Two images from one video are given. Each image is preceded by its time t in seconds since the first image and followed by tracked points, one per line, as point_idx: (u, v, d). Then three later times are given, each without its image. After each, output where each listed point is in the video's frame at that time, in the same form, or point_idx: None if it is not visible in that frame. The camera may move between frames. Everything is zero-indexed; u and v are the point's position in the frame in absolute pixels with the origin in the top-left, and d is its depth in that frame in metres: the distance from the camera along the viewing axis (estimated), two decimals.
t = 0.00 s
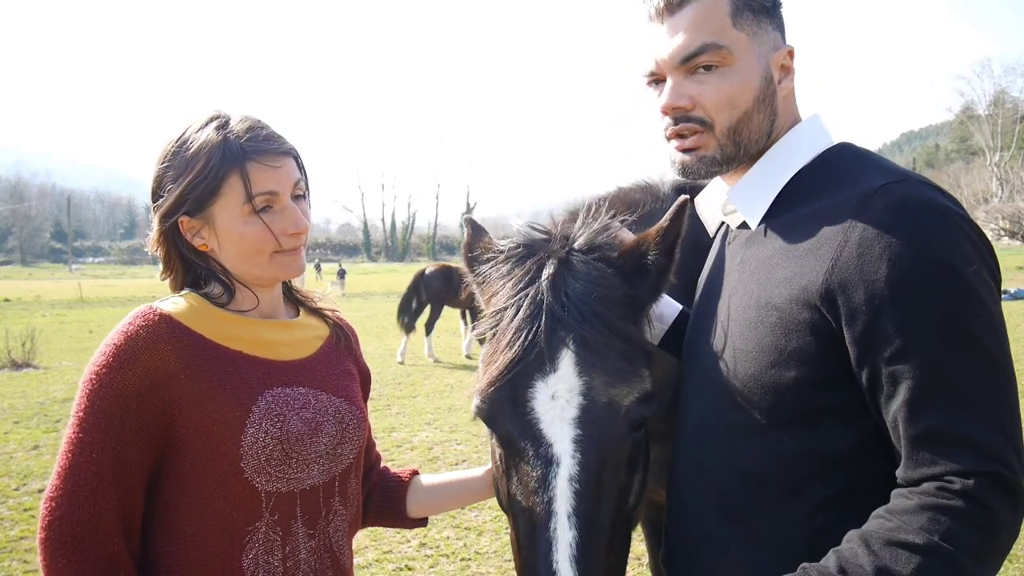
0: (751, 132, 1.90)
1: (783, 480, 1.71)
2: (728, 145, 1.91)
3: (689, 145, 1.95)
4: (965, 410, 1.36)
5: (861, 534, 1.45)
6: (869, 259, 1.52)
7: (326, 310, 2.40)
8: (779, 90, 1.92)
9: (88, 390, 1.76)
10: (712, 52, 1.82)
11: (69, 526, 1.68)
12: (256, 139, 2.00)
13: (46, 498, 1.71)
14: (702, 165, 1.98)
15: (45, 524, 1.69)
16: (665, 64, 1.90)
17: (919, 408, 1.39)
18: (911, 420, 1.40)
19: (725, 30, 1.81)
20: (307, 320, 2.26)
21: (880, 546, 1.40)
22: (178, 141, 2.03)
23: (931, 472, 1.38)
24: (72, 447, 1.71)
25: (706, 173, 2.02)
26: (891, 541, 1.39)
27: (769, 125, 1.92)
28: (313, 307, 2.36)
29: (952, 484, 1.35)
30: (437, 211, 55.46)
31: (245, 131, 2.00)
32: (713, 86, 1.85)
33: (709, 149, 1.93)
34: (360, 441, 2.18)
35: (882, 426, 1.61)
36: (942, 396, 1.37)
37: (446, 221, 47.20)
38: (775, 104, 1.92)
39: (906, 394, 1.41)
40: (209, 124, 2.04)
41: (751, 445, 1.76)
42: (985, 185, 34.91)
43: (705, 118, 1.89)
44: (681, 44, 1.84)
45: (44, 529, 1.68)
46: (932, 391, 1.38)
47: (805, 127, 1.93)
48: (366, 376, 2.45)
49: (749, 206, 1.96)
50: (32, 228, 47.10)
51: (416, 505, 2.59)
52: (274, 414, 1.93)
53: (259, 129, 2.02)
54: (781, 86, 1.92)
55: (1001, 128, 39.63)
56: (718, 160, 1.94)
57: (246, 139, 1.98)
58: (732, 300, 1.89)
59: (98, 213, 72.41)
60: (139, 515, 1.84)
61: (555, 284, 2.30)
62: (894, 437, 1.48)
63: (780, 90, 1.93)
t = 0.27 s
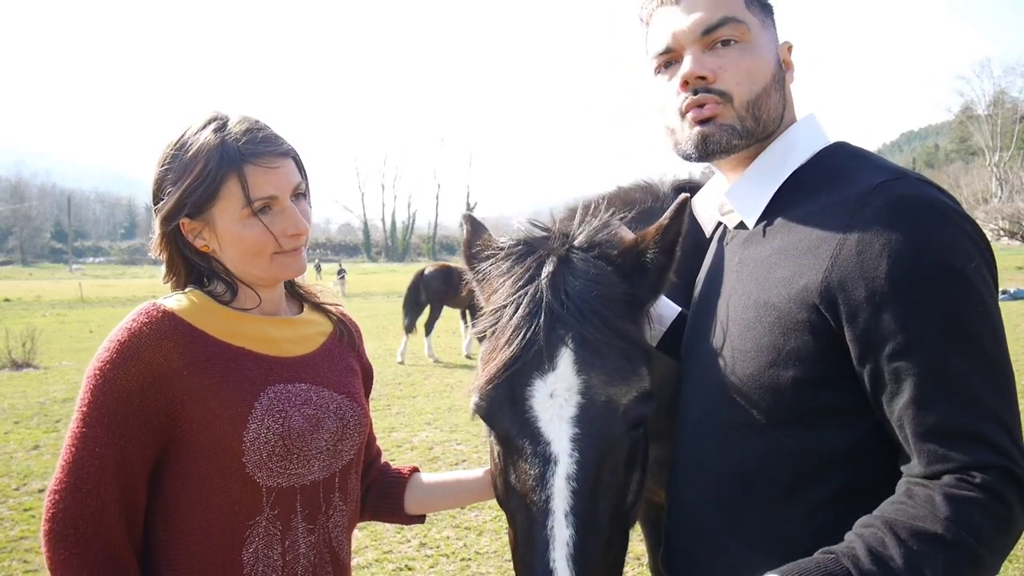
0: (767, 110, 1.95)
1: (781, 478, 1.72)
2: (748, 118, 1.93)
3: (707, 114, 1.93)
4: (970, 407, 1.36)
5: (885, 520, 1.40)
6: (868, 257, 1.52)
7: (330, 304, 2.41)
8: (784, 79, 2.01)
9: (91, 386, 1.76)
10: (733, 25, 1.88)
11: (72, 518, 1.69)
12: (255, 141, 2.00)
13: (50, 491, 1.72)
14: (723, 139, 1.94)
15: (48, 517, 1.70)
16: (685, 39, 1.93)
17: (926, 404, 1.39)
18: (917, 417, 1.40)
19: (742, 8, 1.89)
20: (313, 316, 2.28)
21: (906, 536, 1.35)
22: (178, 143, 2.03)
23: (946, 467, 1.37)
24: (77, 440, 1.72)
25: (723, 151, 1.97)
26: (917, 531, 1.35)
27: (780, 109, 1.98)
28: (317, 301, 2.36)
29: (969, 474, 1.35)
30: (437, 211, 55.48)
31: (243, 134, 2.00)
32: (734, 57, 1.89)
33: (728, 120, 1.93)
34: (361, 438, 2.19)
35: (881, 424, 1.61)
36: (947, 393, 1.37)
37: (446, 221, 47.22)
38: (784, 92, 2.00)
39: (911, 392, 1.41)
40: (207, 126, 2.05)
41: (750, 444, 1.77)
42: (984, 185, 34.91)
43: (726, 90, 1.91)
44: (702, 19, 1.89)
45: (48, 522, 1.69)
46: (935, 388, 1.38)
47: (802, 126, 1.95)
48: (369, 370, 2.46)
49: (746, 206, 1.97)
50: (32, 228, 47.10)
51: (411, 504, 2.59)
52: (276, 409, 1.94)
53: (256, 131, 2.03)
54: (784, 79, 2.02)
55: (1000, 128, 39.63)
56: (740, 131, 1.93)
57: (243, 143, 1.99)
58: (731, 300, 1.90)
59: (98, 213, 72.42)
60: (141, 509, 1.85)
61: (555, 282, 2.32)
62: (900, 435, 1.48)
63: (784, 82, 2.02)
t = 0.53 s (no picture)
0: (768, 109, 1.95)
1: (779, 476, 1.72)
2: (751, 116, 1.93)
3: (709, 112, 1.93)
4: (972, 408, 1.36)
5: (891, 524, 1.39)
6: (870, 257, 1.52)
7: (329, 304, 2.41)
8: (785, 78, 2.02)
9: (89, 386, 1.77)
10: (735, 23, 1.88)
11: (70, 516, 1.70)
12: (253, 142, 2.00)
13: (49, 489, 1.73)
14: (726, 137, 1.94)
15: (48, 514, 1.71)
16: (686, 36, 1.93)
17: (929, 405, 1.39)
18: (919, 418, 1.40)
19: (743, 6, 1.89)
20: (311, 315, 2.28)
21: (912, 539, 1.35)
22: (177, 142, 2.04)
23: (949, 469, 1.36)
24: (76, 439, 1.73)
25: (727, 150, 1.97)
26: (923, 534, 1.34)
27: (781, 108, 1.99)
28: (315, 300, 2.37)
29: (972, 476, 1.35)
30: (437, 211, 55.48)
31: (242, 134, 2.00)
32: (736, 54, 1.89)
33: (730, 117, 1.93)
34: (359, 436, 2.19)
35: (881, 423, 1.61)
36: (951, 393, 1.37)
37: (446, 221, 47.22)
38: (784, 90, 2.01)
39: (914, 393, 1.41)
40: (207, 125, 2.05)
41: (748, 442, 1.78)
42: (984, 185, 34.90)
43: (728, 88, 1.90)
44: (704, 15, 1.90)
45: (47, 519, 1.70)
46: (937, 389, 1.38)
47: (798, 127, 1.96)
48: (370, 370, 2.46)
49: (742, 206, 1.97)
50: (32, 228, 47.11)
51: (410, 504, 2.59)
52: (274, 409, 1.94)
53: (255, 132, 2.03)
54: (784, 78, 2.02)
55: (1000, 128, 39.64)
56: (742, 129, 1.93)
57: (241, 143, 1.99)
58: (730, 300, 1.90)
59: (98, 213, 72.43)
60: (140, 508, 1.85)
61: (550, 280, 2.32)
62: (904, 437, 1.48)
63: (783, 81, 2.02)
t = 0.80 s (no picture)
0: (767, 105, 1.95)
1: (776, 477, 1.72)
2: (751, 112, 1.92)
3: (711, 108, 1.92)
4: (968, 407, 1.36)
5: (885, 529, 1.40)
6: (866, 258, 1.52)
7: (328, 304, 2.41)
8: (781, 78, 2.03)
9: (83, 387, 1.77)
10: (733, 20, 1.89)
11: (63, 516, 1.71)
12: (249, 142, 2.00)
13: (44, 488, 1.74)
14: (727, 132, 1.93)
15: (42, 514, 1.72)
16: (684, 32, 1.92)
17: (926, 405, 1.39)
18: (915, 418, 1.40)
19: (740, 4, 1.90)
20: (307, 314, 2.28)
21: (906, 544, 1.35)
22: (174, 141, 2.04)
23: (942, 469, 1.37)
24: (69, 440, 1.74)
25: (728, 146, 1.96)
26: (916, 538, 1.34)
27: (778, 106, 2.00)
28: (313, 300, 2.37)
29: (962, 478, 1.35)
30: (437, 211, 55.49)
31: (239, 134, 2.00)
32: (735, 50, 1.89)
33: (732, 113, 1.92)
34: (355, 436, 2.19)
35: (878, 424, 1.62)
36: (947, 393, 1.37)
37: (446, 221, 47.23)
38: (780, 90, 2.02)
39: (909, 393, 1.41)
40: (203, 125, 2.05)
41: (745, 444, 1.78)
42: (985, 185, 34.90)
43: (728, 82, 1.90)
44: (702, 12, 1.90)
45: (41, 518, 1.71)
46: (933, 389, 1.38)
47: (794, 127, 1.96)
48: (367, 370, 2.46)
49: (738, 206, 1.97)
50: (32, 228, 47.13)
51: (407, 502, 2.59)
52: (268, 409, 1.94)
53: (251, 132, 2.03)
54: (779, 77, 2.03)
55: (1001, 128, 39.62)
56: (744, 125, 1.93)
57: (238, 143, 1.99)
58: (727, 300, 1.90)
59: (99, 213, 72.46)
60: (134, 508, 1.85)
61: (547, 282, 2.32)
62: (900, 436, 1.48)
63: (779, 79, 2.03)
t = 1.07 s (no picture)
0: (762, 112, 1.96)
1: (772, 478, 1.72)
2: (745, 120, 1.93)
3: (705, 117, 1.93)
4: (961, 407, 1.36)
5: (876, 527, 1.39)
6: (861, 257, 1.52)
7: (324, 305, 2.41)
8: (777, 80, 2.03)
9: (78, 386, 1.77)
10: (726, 27, 1.89)
11: (56, 514, 1.71)
12: (246, 143, 2.00)
13: (37, 487, 1.73)
14: (722, 141, 1.94)
15: (35, 512, 1.71)
16: (679, 39, 1.92)
17: (917, 406, 1.38)
18: (908, 416, 1.40)
19: (734, 10, 1.90)
20: (303, 315, 2.28)
21: (897, 541, 1.35)
22: (171, 141, 2.04)
23: (934, 468, 1.37)
24: (64, 438, 1.74)
25: (723, 156, 1.97)
26: (907, 535, 1.34)
27: (774, 110, 2.00)
28: (310, 301, 2.37)
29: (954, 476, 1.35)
30: (437, 211, 55.50)
31: (235, 134, 2.00)
32: (729, 58, 1.89)
33: (726, 121, 1.93)
34: (350, 437, 2.19)
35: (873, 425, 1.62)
36: (942, 392, 1.37)
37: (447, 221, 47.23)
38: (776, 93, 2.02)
39: (903, 392, 1.41)
40: (201, 125, 2.05)
41: (741, 444, 1.78)
42: (985, 185, 34.87)
43: (722, 91, 1.90)
44: (696, 18, 1.90)
45: (34, 517, 1.70)
46: (926, 389, 1.38)
47: (790, 126, 1.95)
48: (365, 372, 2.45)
49: (736, 206, 1.97)
50: (33, 228, 47.16)
51: (404, 500, 2.60)
52: (262, 410, 1.94)
53: (248, 133, 2.03)
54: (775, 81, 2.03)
55: (1001, 128, 39.60)
56: (738, 134, 1.93)
57: (234, 143, 1.99)
58: (723, 300, 1.90)
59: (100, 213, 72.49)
60: (128, 508, 1.85)
61: (545, 282, 2.32)
62: (894, 435, 1.48)
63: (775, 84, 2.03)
